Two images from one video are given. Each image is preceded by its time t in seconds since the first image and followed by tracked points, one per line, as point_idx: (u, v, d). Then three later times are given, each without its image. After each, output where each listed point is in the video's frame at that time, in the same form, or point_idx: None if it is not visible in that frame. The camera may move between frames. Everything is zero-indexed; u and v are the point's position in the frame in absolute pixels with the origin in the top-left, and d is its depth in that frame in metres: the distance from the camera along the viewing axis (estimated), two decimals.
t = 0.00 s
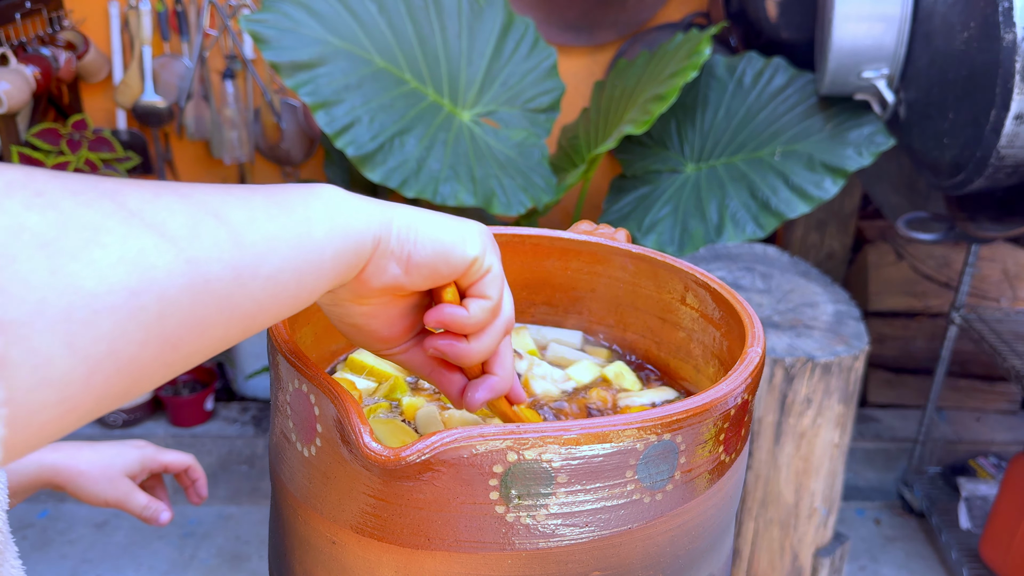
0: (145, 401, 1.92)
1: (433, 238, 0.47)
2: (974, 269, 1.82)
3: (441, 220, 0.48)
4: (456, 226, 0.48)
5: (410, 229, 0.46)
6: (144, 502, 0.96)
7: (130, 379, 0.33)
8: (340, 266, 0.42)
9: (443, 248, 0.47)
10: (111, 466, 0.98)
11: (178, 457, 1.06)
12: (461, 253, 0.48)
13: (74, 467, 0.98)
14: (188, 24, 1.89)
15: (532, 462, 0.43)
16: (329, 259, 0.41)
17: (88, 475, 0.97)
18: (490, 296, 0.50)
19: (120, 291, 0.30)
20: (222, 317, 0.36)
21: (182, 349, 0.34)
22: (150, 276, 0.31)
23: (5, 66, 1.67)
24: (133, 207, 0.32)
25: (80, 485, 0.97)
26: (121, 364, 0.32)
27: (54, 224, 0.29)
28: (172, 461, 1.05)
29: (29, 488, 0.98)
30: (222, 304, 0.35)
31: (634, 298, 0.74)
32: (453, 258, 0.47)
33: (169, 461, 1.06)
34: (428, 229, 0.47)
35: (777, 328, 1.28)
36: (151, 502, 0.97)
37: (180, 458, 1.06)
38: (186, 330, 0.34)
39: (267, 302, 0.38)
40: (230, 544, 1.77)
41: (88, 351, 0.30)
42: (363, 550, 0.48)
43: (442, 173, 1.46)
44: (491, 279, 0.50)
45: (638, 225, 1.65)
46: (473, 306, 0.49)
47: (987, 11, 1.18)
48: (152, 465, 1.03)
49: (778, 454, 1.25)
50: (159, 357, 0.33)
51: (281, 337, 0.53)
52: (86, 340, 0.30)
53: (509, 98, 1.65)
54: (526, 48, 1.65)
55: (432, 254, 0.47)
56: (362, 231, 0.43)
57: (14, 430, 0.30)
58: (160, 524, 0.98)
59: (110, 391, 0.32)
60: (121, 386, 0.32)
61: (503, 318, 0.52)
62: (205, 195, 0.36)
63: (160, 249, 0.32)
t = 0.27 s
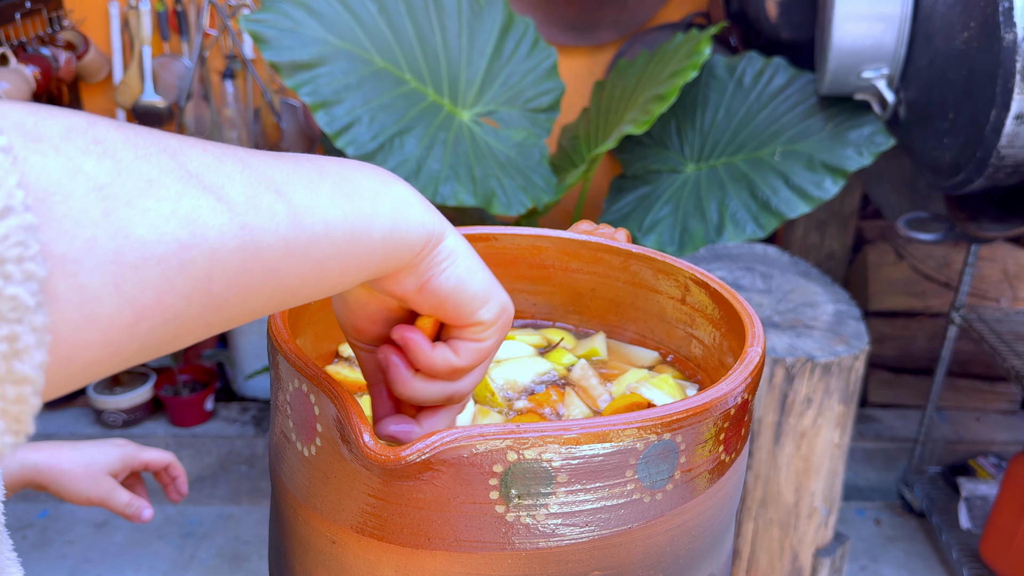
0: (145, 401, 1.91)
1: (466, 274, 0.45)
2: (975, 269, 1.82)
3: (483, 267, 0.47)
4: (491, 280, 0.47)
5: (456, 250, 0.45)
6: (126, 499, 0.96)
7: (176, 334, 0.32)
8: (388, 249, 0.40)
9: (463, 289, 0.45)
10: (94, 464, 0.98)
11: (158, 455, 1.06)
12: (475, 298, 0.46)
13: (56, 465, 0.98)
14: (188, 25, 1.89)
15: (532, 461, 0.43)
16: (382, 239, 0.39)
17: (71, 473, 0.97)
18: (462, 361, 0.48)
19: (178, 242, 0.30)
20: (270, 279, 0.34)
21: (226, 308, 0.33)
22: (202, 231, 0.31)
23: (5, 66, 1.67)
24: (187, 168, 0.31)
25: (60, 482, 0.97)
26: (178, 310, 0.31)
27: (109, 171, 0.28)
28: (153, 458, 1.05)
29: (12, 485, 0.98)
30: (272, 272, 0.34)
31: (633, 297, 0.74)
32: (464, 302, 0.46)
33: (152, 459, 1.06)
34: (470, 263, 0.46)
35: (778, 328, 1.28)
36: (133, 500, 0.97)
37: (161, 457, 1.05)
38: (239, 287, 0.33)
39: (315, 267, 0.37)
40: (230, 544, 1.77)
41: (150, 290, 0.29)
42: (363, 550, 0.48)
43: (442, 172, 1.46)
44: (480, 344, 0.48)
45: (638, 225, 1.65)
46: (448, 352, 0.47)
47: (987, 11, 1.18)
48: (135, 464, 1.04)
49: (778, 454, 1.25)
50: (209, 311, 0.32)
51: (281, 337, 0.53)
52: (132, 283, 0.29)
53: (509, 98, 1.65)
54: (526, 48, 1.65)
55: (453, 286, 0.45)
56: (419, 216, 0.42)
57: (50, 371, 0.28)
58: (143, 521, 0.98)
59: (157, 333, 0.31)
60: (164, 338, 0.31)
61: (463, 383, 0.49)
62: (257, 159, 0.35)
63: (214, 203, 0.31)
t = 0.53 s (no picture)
0: (145, 400, 1.91)
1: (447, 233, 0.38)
2: (974, 269, 1.82)
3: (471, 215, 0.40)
4: (476, 225, 0.40)
5: (439, 192, 0.38)
6: (140, 498, 0.95)
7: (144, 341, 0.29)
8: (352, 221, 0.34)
9: (437, 255, 0.39)
10: (106, 463, 0.98)
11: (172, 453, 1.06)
12: (455, 262, 0.39)
13: (69, 465, 0.98)
14: (188, 25, 1.89)
15: (532, 461, 0.43)
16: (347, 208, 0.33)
17: (84, 472, 0.96)
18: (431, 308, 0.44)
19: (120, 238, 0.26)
20: (234, 270, 0.30)
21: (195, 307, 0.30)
22: (143, 227, 0.27)
23: (5, 65, 1.67)
24: (146, 150, 0.28)
25: (75, 482, 0.97)
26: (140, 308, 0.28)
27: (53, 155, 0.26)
28: (167, 457, 1.05)
29: (23, 487, 0.98)
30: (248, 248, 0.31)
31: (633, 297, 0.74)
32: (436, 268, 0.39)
33: (165, 458, 1.06)
34: (456, 210, 0.39)
35: (777, 328, 1.28)
36: (148, 498, 0.96)
37: (174, 453, 1.06)
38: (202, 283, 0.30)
39: (288, 248, 0.32)
40: (230, 544, 1.77)
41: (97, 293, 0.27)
42: (363, 550, 0.48)
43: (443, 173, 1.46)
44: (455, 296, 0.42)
45: (638, 225, 1.65)
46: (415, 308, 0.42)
47: (987, 11, 1.18)
48: (147, 462, 1.03)
49: (778, 454, 1.25)
50: (170, 312, 0.29)
51: (282, 337, 0.53)
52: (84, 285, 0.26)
53: (509, 98, 1.65)
54: (526, 48, 1.65)
55: (431, 252, 0.38)
56: (383, 157, 0.35)
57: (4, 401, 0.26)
58: (157, 519, 0.97)
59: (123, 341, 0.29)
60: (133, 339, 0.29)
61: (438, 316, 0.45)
62: (209, 108, 0.30)
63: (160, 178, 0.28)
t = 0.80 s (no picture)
0: (145, 401, 1.91)
1: (337, 79, 0.32)
2: (975, 269, 1.82)
3: (373, 57, 0.33)
4: (387, 66, 0.33)
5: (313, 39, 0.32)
6: (159, 500, 0.96)
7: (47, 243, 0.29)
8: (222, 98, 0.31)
9: (343, 111, 0.33)
10: (125, 465, 0.97)
11: (193, 454, 1.05)
12: (364, 117, 0.33)
13: (87, 465, 0.97)
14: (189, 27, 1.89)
15: (532, 461, 0.43)
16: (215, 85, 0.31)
17: (102, 473, 0.96)
18: (396, 189, 0.37)
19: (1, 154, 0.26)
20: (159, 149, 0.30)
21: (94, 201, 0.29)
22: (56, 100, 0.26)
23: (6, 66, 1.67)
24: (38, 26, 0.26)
25: (95, 484, 0.97)
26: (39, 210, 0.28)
27: None
28: (187, 457, 1.04)
29: (42, 486, 0.98)
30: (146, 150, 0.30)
31: (634, 297, 0.74)
32: (351, 129, 0.33)
33: (185, 459, 1.05)
34: (345, 54, 0.33)
35: (777, 328, 1.28)
36: (166, 500, 0.97)
37: (196, 455, 1.05)
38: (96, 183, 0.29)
39: (176, 135, 0.30)
40: (230, 544, 1.77)
41: None
42: (363, 549, 0.48)
43: (442, 172, 1.46)
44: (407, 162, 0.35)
45: (638, 225, 1.65)
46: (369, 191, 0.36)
47: (987, 11, 1.18)
48: (167, 463, 1.03)
49: (778, 454, 1.25)
50: (60, 213, 0.28)
51: (281, 337, 0.53)
52: None
53: (509, 98, 1.65)
54: (526, 48, 1.65)
55: (328, 115, 0.33)
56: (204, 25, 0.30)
57: None
58: (176, 521, 0.98)
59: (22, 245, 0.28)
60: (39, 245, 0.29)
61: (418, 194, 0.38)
62: None
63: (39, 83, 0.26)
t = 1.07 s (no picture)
0: (145, 401, 1.91)
1: (318, 58, 0.42)
2: (974, 269, 1.82)
3: (321, 31, 0.43)
4: (341, 35, 0.43)
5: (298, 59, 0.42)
6: (165, 502, 0.96)
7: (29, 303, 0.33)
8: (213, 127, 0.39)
9: (337, 70, 0.43)
10: (131, 467, 0.97)
11: (201, 456, 1.04)
12: (353, 71, 0.44)
13: (94, 467, 0.97)
14: (188, 25, 1.89)
15: (532, 462, 0.43)
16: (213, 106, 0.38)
17: (109, 475, 0.96)
18: (421, 98, 0.48)
19: None
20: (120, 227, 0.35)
21: (74, 260, 0.33)
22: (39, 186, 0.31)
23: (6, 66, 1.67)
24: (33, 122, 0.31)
25: (102, 485, 0.97)
26: (27, 275, 0.32)
27: None
28: (194, 460, 1.03)
29: (48, 487, 0.98)
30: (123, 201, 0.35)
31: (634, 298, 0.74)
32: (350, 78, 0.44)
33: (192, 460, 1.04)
34: (305, 46, 0.42)
35: (777, 328, 1.28)
36: (172, 502, 0.97)
37: (204, 457, 1.03)
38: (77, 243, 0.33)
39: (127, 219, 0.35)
40: (230, 544, 1.77)
41: None
42: (363, 550, 0.48)
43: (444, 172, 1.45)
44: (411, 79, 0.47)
45: (638, 225, 1.65)
46: (413, 123, 0.49)
47: (987, 11, 1.18)
48: (173, 466, 1.02)
49: (778, 454, 1.25)
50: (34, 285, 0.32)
51: (281, 337, 0.53)
52: None
53: (509, 98, 1.65)
54: (526, 49, 1.64)
55: (326, 82, 0.43)
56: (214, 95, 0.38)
57: None
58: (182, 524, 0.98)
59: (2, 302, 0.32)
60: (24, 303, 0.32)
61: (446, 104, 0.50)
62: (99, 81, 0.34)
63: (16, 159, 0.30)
